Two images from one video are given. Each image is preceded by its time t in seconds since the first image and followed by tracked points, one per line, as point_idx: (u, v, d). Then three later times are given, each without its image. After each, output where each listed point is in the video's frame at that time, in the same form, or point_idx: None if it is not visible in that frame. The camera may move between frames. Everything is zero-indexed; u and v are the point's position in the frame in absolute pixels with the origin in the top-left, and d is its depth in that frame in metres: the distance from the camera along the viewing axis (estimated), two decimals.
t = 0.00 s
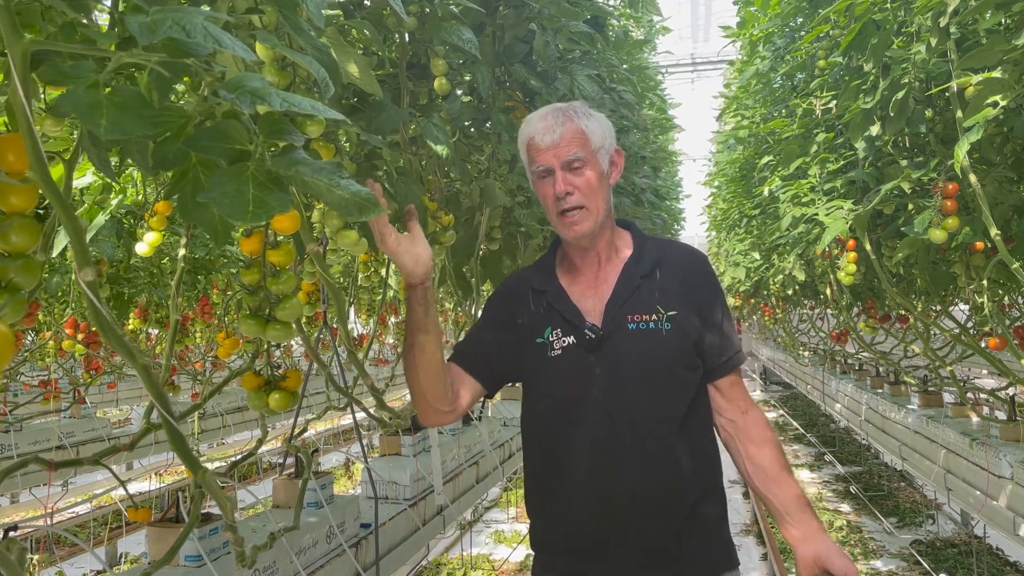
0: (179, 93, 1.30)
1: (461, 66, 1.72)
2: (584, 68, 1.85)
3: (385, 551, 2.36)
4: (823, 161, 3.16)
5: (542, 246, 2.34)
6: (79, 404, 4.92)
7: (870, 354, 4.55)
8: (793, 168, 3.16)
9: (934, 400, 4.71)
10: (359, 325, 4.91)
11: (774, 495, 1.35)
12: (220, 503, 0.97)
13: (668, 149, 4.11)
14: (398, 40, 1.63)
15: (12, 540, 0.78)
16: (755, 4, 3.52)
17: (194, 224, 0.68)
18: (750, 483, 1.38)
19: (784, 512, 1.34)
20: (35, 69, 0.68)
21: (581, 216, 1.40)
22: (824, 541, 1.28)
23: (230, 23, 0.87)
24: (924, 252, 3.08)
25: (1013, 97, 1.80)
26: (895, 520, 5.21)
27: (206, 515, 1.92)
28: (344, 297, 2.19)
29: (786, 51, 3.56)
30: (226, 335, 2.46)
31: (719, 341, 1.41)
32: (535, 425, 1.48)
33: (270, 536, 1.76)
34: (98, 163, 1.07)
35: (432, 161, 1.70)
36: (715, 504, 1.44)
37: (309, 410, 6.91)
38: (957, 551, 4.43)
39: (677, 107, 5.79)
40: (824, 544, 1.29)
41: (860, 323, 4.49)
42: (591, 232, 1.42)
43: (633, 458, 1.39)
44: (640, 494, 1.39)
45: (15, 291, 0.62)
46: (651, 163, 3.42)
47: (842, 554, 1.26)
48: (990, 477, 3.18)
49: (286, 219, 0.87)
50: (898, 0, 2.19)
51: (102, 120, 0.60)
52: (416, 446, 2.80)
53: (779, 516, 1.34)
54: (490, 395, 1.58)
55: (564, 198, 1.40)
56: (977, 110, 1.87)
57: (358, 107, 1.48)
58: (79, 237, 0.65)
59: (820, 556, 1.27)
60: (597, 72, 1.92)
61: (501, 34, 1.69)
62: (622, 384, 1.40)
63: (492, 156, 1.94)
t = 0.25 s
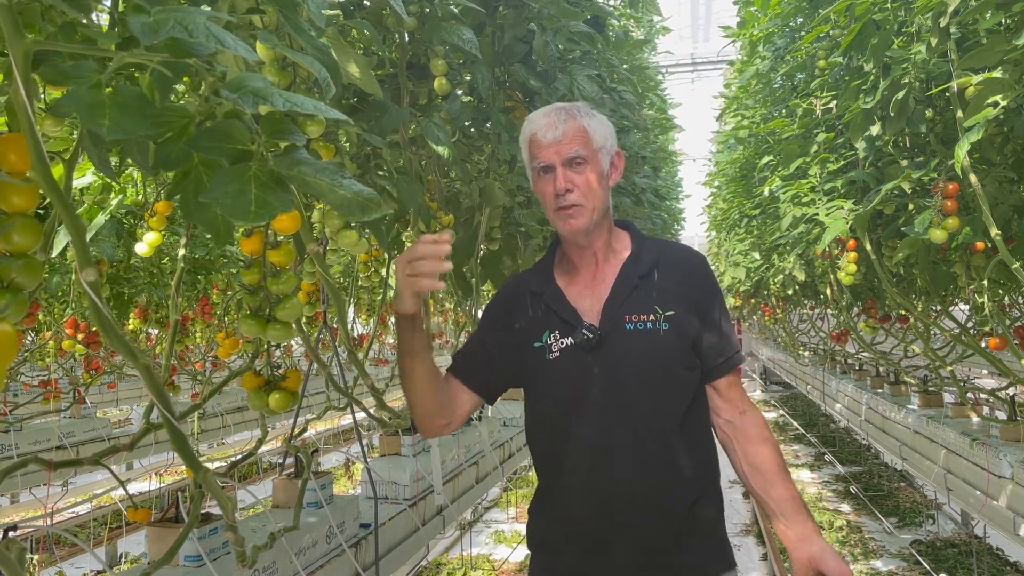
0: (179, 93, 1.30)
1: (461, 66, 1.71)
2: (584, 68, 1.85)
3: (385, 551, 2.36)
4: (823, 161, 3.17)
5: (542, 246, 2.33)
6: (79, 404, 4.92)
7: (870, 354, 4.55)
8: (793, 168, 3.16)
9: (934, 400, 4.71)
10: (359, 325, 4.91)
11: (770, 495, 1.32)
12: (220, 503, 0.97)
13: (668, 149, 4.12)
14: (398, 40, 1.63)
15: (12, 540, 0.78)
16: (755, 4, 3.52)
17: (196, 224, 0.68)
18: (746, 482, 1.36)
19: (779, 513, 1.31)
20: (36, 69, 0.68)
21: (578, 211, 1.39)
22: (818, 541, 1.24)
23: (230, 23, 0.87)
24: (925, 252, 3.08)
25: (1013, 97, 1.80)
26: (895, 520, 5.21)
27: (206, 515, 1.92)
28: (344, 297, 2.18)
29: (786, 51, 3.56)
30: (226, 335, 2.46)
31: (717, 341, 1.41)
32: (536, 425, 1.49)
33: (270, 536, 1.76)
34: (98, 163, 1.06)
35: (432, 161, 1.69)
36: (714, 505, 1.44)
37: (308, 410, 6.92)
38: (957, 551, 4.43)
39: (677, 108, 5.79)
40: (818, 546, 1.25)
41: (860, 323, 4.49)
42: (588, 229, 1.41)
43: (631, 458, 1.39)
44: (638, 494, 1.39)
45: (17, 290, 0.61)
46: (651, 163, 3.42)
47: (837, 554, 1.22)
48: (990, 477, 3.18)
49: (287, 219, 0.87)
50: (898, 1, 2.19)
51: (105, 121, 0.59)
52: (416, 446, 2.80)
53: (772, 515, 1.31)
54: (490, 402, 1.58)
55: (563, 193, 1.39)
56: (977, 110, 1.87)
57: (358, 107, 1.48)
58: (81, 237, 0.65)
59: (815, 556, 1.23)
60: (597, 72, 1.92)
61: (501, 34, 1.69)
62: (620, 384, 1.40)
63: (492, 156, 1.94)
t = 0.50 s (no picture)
0: (179, 92, 1.30)
1: (461, 66, 1.71)
2: (584, 68, 1.85)
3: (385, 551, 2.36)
4: (823, 161, 3.17)
5: (542, 246, 2.33)
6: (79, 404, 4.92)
7: (870, 354, 4.55)
8: (793, 168, 3.16)
9: (934, 400, 4.71)
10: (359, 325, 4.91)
11: (768, 495, 1.31)
12: (221, 503, 0.97)
13: (668, 149, 4.12)
14: (398, 41, 1.63)
15: (12, 540, 0.77)
16: (755, 4, 3.52)
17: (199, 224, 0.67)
18: (744, 481, 1.35)
19: (778, 513, 1.29)
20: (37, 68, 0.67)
21: (578, 216, 1.39)
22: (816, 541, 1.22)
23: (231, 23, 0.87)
24: (925, 252, 3.08)
25: (1013, 97, 1.80)
26: (894, 520, 5.21)
27: (206, 515, 1.92)
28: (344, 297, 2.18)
29: (786, 51, 3.56)
30: (226, 335, 2.46)
31: (716, 340, 1.41)
32: (537, 425, 1.49)
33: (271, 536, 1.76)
34: (99, 163, 1.06)
35: (433, 161, 1.69)
36: (713, 505, 1.44)
37: (309, 410, 6.92)
38: (957, 551, 4.43)
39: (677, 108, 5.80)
40: (816, 546, 1.24)
41: (860, 323, 4.49)
42: (587, 232, 1.41)
43: (630, 459, 1.39)
44: (637, 494, 1.38)
45: (18, 290, 0.61)
46: (651, 163, 3.42)
47: (834, 554, 1.19)
48: (990, 477, 3.18)
49: (288, 219, 0.87)
50: (898, 1, 2.19)
51: (107, 121, 0.59)
52: (416, 446, 2.80)
53: (771, 514, 1.29)
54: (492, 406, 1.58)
55: (562, 198, 1.39)
56: (977, 110, 1.87)
57: (358, 107, 1.48)
58: (82, 237, 0.65)
59: (813, 556, 1.21)
60: (597, 72, 1.92)
61: (501, 33, 1.69)
62: (619, 384, 1.40)
63: (492, 156, 1.94)
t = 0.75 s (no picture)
0: (180, 92, 1.30)
1: (461, 66, 1.71)
2: (584, 68, 1.85)
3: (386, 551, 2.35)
4: (823, 161, 3.17)
5: (542, 246, 2.33)
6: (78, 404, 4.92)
7: (870, 354, 4.55)
8: (793, 168, 3.16)
9: (934, 400, 4.72)
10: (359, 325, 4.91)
11: (764, 497, 1.31)
12: (222, 503, 0.97)
13: (668, 149, 4.12)
14: (399, 40, 1.63)
15: (12, 540, 0.77)
16: (755, 4, 3.52)
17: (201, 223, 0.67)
18: (740, 482, 1.35)
19: (773, 514, 1.29)
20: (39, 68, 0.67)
21: (577, 219, 1.39)
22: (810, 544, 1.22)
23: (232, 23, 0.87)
24: (925, 252, 3.09)
25: (1013, 97, 1.80)
26: (894, 519, 5.21)
27: (206, 515, 1.92)
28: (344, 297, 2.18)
29: (786, 51, 3.56)
30: (226, 334, 2.46)
31: (715, 341, 1.41)
32: (535, 425, 1.49)
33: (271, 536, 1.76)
34: (100, 163, 1.06)
35: (433, 161, 1.69)
36: (711, 505, 1.44)
37: (309, 410, 6.92)
38: (957, 551, 4.43)
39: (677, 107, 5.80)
40: (811, 548, 1.24)
41: (860, 323, 4.49)
42: (586, 234, 1.41)
43: (628, 459, 1.39)
44: (635, 494, 1.38)
45: (21, 291, 0.61)
46: (651, 163, 3.42)
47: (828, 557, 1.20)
48: (990, 477, 3.18)
49: (290, 219, 0.87)
50: (898, 1, 2.19)
51: (111, 120, 0.59)
52: (416, 446, 2.80)
53: (767, 515, 1.30)
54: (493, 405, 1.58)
55: (560, 202, 1.39)
56: (977, 110, 1.87)
57: (359, 107, 1.48)
58: (85, 236, 0.65)
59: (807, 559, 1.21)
60: (598, 72, 1.92)
61: (501, 33, 1.69)
62: (618, 385, 1.40)
63: (492, 156, 1.94)
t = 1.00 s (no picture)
0: (181, 92, 1.30)
1: (462, 66, 1.71)
2: (584, 68, 1.85)
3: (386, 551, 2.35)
4: (823, 161, 3.17)
5: (542, 246, 2.34)
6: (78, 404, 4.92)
7: (870, 354, 4.55)
8: (793, 168, 3.16)
9: (934, 400, 4.72)
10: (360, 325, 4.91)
11: (762, 498, 1.31)
12: (223, 503, 0.97)
13: (668, 149, 4.12)
14: (399, 40, 1.63)
15: (12, 540, 0.77)
16: (755, 4, 3.52)
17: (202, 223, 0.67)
18: (737, 484, 1.35)
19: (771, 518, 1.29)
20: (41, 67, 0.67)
21: (575, 219, 1.39)
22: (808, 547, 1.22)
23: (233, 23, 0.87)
24: (925, 252, 3.09)
25: (1013, 97, 1.80)
26: (894, 519, 5.21)
27: (207, 515, 1.92)
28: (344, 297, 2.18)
29: (786, 51, 3.56)
30: (226, 334, 2.46)
31: (715, 341, 1.41)
32: (535, 425, 1.49)
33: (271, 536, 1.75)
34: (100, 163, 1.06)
35: (433, 161, 1.69)
36: (710, 505, 1.44)
37: (309, 410, 6.94)
38: (957, 552, 4.44)
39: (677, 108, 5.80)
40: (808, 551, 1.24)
41: (860, 323, 4.50)
42: (586, 234, 1.41)
43: (628, 459, 1.39)
44: (635, 494, 1.39)
45: (21, 291, 0.61)
46: (651, 163, 3.42)
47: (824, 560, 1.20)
48: (990, 477, 3.18)
49: (291, 219, 0.87)
50: (898, 1, 2.19)
51: (111, 120, 0.59)
52: (416, 446, 2.80)
53: (765, 517, 1.30)
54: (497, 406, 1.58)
55: (559, 202, 1.39)
56: (977, 110, 1.87)
57: (359, 107, 1.48)
58: (86, 237, 0.65)
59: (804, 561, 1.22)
60: (598, 72, 1.92)
61: (502, 33, 1.69)
62: (617, 385, 1.40)
63: (493, 156, 1.94)
